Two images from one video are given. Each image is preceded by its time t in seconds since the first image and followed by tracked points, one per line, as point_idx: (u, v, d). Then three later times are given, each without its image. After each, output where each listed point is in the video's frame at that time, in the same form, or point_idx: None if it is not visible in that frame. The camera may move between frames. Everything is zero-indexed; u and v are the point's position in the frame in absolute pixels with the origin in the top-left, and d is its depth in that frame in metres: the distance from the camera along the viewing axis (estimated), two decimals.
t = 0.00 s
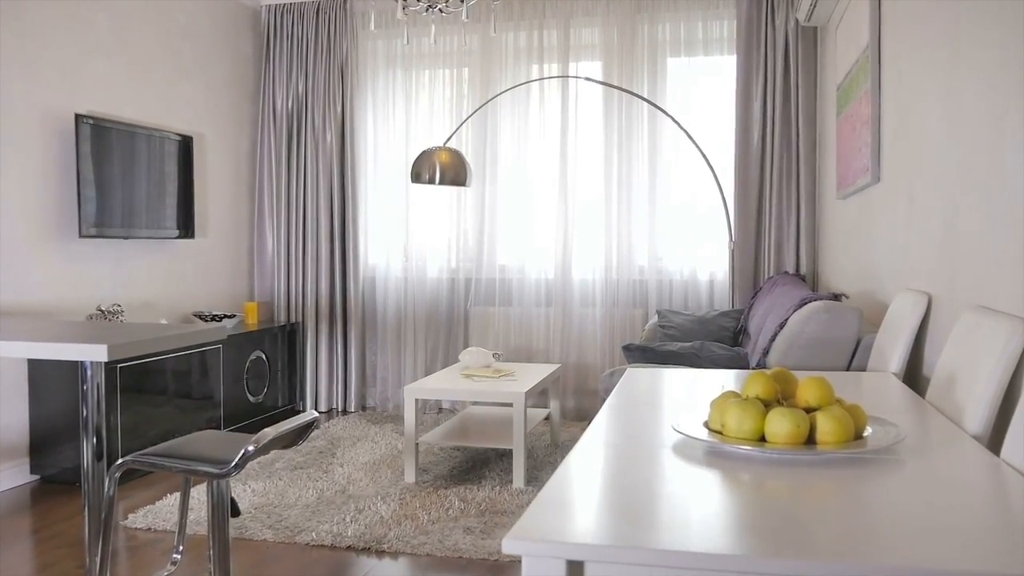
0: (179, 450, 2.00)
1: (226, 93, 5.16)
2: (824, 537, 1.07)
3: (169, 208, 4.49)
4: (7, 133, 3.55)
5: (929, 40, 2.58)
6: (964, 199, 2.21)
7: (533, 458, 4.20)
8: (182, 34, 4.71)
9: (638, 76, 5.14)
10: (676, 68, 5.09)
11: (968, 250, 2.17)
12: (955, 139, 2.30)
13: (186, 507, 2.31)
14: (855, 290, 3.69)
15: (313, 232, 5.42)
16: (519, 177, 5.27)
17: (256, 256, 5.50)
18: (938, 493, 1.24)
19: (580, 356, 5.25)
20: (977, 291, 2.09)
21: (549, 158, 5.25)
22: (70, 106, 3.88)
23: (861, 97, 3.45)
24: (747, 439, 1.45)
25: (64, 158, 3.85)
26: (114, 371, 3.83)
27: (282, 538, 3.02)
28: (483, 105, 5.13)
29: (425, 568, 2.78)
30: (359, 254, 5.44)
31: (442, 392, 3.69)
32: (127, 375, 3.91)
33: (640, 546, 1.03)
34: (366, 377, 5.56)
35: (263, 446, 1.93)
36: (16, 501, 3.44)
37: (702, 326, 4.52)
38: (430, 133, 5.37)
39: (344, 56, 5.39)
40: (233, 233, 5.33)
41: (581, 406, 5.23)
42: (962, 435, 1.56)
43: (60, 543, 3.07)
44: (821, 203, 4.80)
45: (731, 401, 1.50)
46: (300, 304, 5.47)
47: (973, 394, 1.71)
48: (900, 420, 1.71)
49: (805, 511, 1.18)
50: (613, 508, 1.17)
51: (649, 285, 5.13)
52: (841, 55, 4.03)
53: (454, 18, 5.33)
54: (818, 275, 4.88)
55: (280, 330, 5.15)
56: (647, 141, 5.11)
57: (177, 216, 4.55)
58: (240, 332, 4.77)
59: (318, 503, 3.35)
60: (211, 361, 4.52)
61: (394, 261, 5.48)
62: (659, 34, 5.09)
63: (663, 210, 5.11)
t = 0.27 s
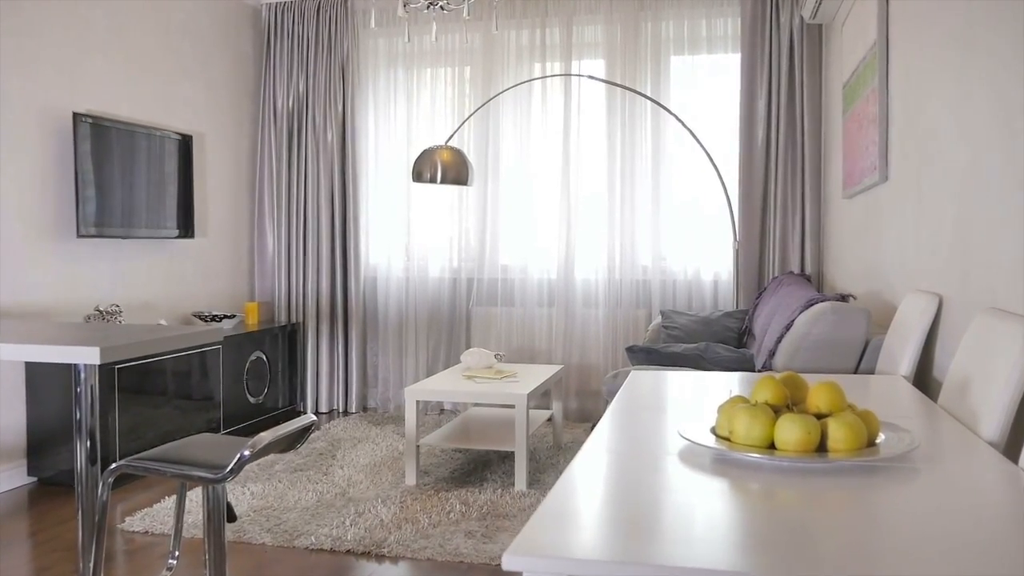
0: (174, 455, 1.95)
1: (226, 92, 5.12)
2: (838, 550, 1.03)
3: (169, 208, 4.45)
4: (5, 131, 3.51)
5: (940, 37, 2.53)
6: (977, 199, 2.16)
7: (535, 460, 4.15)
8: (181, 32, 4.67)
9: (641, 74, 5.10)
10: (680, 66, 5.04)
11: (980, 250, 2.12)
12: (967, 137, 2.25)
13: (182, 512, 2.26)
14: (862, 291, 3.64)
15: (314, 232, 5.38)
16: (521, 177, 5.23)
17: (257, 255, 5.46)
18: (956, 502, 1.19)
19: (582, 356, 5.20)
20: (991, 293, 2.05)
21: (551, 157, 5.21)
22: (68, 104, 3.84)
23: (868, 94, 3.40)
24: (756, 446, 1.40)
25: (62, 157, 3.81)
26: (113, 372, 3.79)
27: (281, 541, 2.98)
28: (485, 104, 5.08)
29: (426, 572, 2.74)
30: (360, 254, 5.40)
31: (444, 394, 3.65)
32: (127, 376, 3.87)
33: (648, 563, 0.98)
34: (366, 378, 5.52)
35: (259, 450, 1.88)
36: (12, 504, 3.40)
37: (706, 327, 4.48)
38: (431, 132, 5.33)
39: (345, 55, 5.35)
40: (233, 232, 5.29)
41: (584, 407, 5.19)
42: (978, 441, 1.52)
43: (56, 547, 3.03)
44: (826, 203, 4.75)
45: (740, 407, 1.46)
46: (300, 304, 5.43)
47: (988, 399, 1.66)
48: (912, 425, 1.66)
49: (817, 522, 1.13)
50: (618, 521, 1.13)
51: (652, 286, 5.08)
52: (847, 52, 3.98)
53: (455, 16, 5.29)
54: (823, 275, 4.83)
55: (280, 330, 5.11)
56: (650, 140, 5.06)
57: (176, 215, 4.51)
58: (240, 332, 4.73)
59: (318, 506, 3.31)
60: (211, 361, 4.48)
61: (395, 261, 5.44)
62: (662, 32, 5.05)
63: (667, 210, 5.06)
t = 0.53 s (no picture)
0: (169, 459, 1.91)
1: (228, 90, 5.08)
2: (854, 564, 0.98)
3: (170, 207, 4.42)
4: (4, 131, 3.47)
5: (953, 32, 2.47)
6: (992, 197, 2.11)
7: (539, 462, 4.10)
8: (182, 30, 4.63)
9: (646, 73, 5.05)
10: (685, 64, 4.99)
11: (996, 250, 2.07)
12: (981, 134, 2.20)
13: (179, 516, 2.22)
14: (871, 291, 3.59)
15: (316, 232, 5.34)
16: (525, 176, 5.18)
17: (259, 255, 5.42)
18: (978, 512, 1.15)
19: (587, 358, 5.16)
20: (1007, 293, 1.99)
21: (555, 156, 5.16)
22: (68, 102, 3.80)
23: (878, 91, 3.34)
24: (767, 453, 1.36)
25: (62, 156, 3.77)
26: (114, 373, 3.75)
27: (281, 546, 2.93)
28: (488, 103, 5.04)
29: None
30: (362, 254, 5.36)
31: (447, 396, 3.60)
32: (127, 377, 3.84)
33: None
34: (369, 378, 5.48)
35: (255, 455, 1.84)
36: (11, 506, 3.36)
37: (712, 328, 4.42)
38: (435, 132, 5.29)
39: (347, 53, 5.30)
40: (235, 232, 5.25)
41: (589, 409, 5.14)
42: (996, 447, 1.47)
43: (54, 550, 2.99)
44: (834, 203, 4.70)
45: (750, 412, 1.41)
46: (302, 304, 5.39)
47: (1006, 403, 1.61)
48: (927, 430, 1.61)
49: (833, 533, 1.08)
50: (622, 532, 1.08)
51: (658, 286, 5.03)
52: (856, 50, 3.93)
53: (459, 13, 5.24)
54: (830, 275, 4.77)
55: (282, 331, 5.07)
56: (656, 139, 5.01)
57: (178, 215, 4.48)
58: (241, 333, 4.69)
59: (318, 509, 3.26)
60: (212, 362, 4.44)
61: (398, 261, 5.40)
62: (668, 29, 5.00)
63: (672, 209, 5.02)
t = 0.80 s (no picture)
0: (168, 463, 1.87)
1: (231, 89, 5.04)
2: None
3: (174, 207, 4.38)
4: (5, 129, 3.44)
5: (969, 27, 2.42)
6: (1011, 196, 2.05)
7: (545, 464, 4.06)
8: (185, 28, 4.60)
9: (654, 71, 5.00)
10: (693, 61, 4.94)
11: (1015, 250, 2.01)
12: (999, 131, 2.14)
13: (179, 521, 2.18)
14: (883, 291, 3.53)
15: (321, 231, 5.30)
16: (531, 175, 5.14)
17: (263, 255, 5.39)
18: (1004, 524, 1.10)
19: (593, 358, 5.11)
20: None
21: (561, 155, 5.12)
22: (70, 101, 3.77)
23: (890, 89, 3.29)
24: (782, 461, 1.31)
25: (64, 155, 3.74)
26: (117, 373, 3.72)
27: (284, 549, 2.89)
28: (494, 101, 4.99)
29: None
30: (367, 254, 5.32)
31: (452, 397, 3.56)
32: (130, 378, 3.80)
33: None
34: (374, 379, 5.44)
35: (254, 459, 1.80)
36: (12, 509, 3.33)
37: (720, 328, 4.37)
38: (440, 130, 5.25)
39: (352, 51, 5.27)
40: (239, 231, 5.22)
41: (595, 410, 5.10)
42: (1019, 454, 1.42)
43: (54, 552, 2.96)
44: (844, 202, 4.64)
45: (764, 418, 1.36)
46: (307, 304, 5.35)
47: None
48: (946, 436, 1.57)
49: (853, 546, 1.04)
50: (632, 544, 1.04)
51: (665, 286, 4.98)
52: (867, 47, 3.87)
53: (464, 11, 5.20)
54: (840, 275, 4.72)
55: (286, 331, 5.03)
56: (663, 138, 4.96)
57: (181, 214, 4.44)
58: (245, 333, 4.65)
59: (321, 512, 3.22)
60: (216, 363, 4.41)
61: (403, 261, 5.36)
62: (675, 27, 4.94)
63: (679, 209, 4.97)
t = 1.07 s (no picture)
0: (167, 467, 1.83)
1: (237, 88, 5.01)
2: None
3: (180, 206, 4.35)
4: (9, 128, 3.41)
5: (987, 20, 2.35)
6: None
7: (554, 467, 4.01)
8: (190, 27, 4.57)
9: (663, 69, 4.94)
10: (703, 59, 4.88)
11: None
12: (1020, 127, 2.08)
13: (179, 526, 2.14)
14: (897, 292, 3.47)
15: (327, 231, 5.27)
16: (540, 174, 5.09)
17: (270, 255, 5.36)
18: None
19: (602, 359, 5.06)
20: None
21: (570, 153, 5.07)
22: (75, 99, 3.74)
23: (905, 85, 3.22)
24: (798, 469, 1.26)
25: (69, 155, 3.71)
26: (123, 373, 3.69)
27: (288, 553, 2.85)
28: (502, 99, 4.95)
29: None
30: (375, 254, 5.29)
31: (459, 399, 3.52)
32: (136, 378, 3.78)
33: None
34: (381, 380, 5.40)
35: (255, 464, 1.76)
36: (16, 510, 3.30)
37: (731, 329, 4.31)
38: (447, 130, 5.20)
39: (359, 49, 5.23)
40: (245, 231, 5.19)
41: (604, 412, 5.05)
42: None
43: (57, 554, 2.93)
44: (857, 201, 4.58)
45: (780, 425, 1.31)
46: (314, 304, 5.32)
47: None
48: (967, 443, 1.51)
49: (875, 562, 0.99)
50: (644, 560, 0.99)
51: (675, 286, 4.93)
52: (881, 43, 3.81)
53: (472, 9, 5.16)
54: (853, 276, 4.65)
55: (293, 331, 5.00)
56: (673, 137, 4.91)
57: (187, 214, 4.41)
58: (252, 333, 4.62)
59: (327, 516, 3.18)
60: (222, 363, 4.38)
61: (411, 261, 5.32)
62: (685, 24, 4.89)
63: (689, 208, 4.91)
